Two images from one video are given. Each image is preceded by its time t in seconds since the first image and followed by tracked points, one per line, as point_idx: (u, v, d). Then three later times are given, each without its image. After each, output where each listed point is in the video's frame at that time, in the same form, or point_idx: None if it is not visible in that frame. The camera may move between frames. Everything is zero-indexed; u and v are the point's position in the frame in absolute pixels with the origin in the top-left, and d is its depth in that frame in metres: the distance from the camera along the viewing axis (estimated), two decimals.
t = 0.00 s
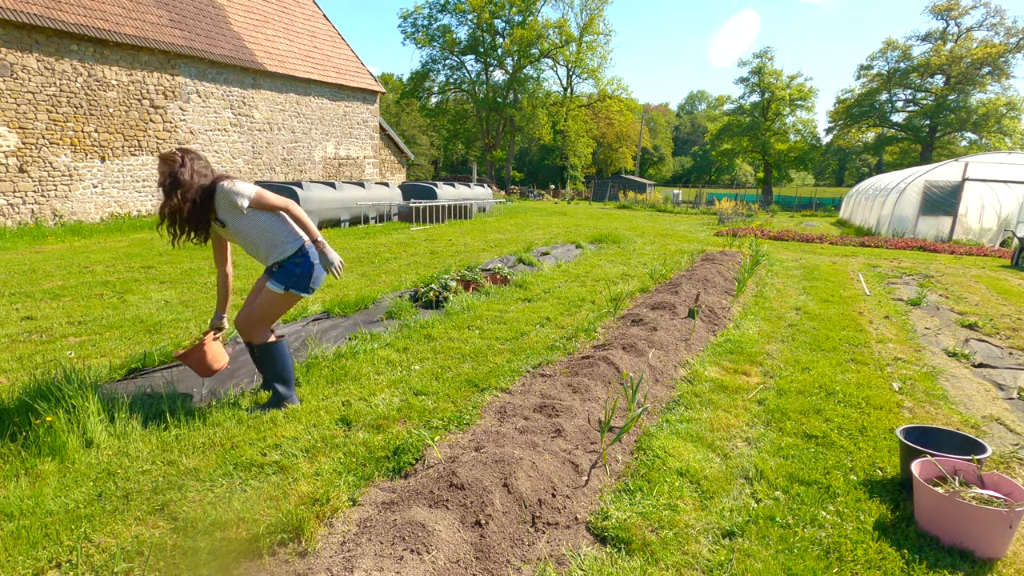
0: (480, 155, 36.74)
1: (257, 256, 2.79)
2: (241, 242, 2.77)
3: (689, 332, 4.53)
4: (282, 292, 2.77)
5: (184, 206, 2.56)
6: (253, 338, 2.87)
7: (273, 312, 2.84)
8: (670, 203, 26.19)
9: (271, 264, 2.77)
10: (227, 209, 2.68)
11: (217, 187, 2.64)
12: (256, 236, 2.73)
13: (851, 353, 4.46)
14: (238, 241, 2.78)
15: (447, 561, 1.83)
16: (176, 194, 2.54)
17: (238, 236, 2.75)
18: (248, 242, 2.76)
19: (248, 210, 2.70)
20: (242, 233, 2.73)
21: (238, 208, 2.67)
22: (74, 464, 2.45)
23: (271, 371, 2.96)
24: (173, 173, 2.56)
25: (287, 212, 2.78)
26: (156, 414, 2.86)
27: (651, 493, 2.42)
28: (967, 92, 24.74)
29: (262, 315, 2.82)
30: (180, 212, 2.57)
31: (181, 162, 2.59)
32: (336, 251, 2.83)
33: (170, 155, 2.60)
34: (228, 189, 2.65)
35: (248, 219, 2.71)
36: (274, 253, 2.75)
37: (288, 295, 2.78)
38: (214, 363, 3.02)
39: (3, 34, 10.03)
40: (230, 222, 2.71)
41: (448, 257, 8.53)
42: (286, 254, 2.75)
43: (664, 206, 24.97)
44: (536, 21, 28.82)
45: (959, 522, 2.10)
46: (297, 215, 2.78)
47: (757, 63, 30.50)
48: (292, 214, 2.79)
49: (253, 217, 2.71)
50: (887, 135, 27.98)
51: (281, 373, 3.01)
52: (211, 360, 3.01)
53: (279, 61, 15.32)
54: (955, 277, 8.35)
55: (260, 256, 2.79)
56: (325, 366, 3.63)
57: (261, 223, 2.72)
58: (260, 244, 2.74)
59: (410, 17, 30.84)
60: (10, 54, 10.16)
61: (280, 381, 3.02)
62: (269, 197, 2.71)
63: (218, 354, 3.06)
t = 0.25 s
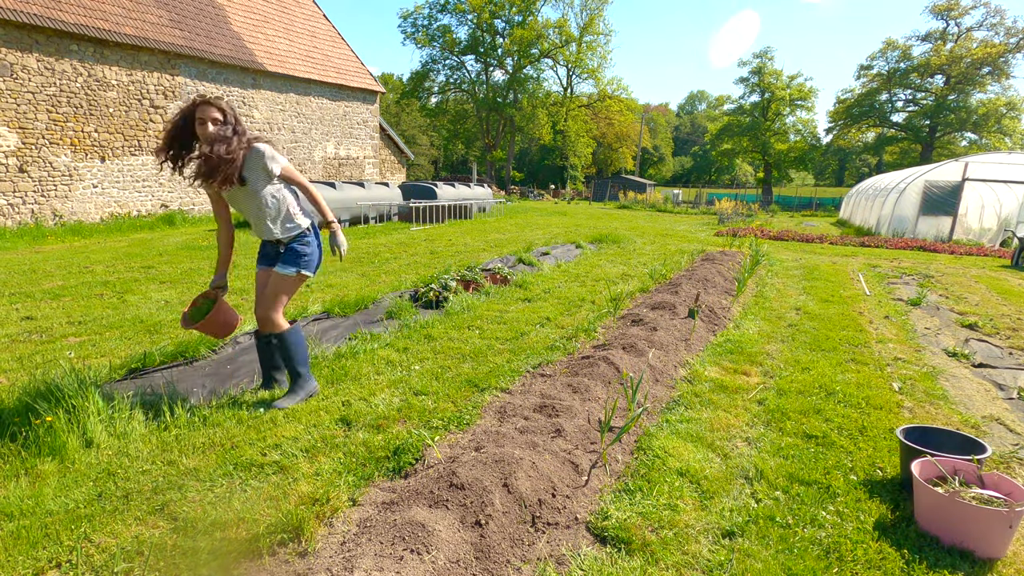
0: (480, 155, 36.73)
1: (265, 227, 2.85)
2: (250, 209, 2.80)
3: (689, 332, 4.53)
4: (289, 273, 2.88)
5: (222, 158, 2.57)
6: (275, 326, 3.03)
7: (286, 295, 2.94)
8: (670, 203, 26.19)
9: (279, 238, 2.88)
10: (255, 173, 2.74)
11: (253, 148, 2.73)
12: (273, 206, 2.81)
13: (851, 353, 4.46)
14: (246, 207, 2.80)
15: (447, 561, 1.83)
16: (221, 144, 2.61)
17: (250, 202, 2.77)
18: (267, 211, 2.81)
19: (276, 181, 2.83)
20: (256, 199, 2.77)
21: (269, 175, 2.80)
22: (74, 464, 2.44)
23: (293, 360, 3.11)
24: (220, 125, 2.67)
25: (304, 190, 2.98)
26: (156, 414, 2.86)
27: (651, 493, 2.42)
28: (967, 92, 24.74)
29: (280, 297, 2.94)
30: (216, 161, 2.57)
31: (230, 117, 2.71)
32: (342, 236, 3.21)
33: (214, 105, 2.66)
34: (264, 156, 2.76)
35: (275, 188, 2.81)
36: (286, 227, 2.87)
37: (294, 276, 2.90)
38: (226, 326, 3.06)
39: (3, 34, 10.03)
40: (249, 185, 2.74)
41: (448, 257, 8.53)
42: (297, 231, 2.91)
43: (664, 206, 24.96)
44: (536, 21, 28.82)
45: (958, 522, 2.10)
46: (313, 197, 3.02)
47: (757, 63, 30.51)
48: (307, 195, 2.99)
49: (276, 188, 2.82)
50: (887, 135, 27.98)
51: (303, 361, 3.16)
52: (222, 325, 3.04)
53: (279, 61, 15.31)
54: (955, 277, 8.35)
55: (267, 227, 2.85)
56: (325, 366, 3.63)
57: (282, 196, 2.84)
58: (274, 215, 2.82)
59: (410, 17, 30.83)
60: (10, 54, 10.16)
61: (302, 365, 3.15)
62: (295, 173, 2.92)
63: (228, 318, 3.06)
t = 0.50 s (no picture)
0: (480, 155, 36.74)
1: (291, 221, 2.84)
2: (278, 202, 2.79)
3: (689, 332, 4.53)
4: (310, 272, 2.88)
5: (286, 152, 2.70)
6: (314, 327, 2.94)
7: (311, 288, 2.86)
8: (670, 203, 26.20)
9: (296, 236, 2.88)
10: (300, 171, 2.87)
11: (298, 147, 2.86)
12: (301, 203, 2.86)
13: (851, 353, 4.46)
14: (273, 201, 2.78)
15: (447, 561, 1.83)
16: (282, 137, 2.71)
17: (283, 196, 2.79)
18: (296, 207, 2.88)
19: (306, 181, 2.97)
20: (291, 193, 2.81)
21: (303, 175, 2.93)
22: (74, 464, 2.44)
23: (325, 357, 3.13)
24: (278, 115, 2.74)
25: (317, 197, 3.09)
26: (157, 414, 2.86)
27: (651, 493, 2.42)
28: (967, 92, 24.74)
29: (307, 293, 2.84)
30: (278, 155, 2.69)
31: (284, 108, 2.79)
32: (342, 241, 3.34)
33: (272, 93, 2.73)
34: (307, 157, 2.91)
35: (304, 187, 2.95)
36: (305, 226, 2.90)
37: (317, 273, 2.92)
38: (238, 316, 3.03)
39: (3, 34, 10.03)
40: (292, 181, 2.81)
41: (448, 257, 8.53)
42: (312, 233, 2.95)
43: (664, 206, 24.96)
44: (536, 21, 28.83)
45: (959, 522, 2.10)
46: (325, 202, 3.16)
47: (757, 63, 30.52)
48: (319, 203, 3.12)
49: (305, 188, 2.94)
50: (887, 135, 27.98)
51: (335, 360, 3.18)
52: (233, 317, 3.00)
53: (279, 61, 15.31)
54: (955, 277, 8.35)
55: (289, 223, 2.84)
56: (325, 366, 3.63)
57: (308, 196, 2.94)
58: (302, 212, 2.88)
59: (410, 17, 30.84)
60: (10, 54, 10.16)
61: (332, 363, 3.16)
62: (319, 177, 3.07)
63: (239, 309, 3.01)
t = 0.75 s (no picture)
0: (480, 155, 36.75)
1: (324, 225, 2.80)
2: (316, 205, 2.75)
3: (689, 332, 4.53)
4: (339, 281, 2.93)
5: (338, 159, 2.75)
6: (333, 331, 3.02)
7: (340, 296, 2.98)
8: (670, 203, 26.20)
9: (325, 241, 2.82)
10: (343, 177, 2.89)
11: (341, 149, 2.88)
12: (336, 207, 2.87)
13: (851, 354, 4.46)
14: (311, 202, 2.74)
15: (447, 562, 1.83)
16: (337, 142, 2.74)
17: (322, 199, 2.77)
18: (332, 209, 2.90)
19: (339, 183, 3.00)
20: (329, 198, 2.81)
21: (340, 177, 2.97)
22: (74, 464, 2.44)
23: (337, 366, 3.11)
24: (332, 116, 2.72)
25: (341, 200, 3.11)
26: (157, 414, 2.86)
27: (650, 493, 2.42)
28: (967, 92, 24.74)
29: (336, 300, 2.97)
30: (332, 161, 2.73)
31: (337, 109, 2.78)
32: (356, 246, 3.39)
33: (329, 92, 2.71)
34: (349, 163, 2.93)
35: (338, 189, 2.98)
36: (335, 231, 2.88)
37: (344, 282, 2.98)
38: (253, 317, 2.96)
39: (3, 34, 10.03)
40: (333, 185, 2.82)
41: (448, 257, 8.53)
42: (338, 239, 2.93)
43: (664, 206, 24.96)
44: (536, 21, 28.84)
45: (959, 522, 2.10)
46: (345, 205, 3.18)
47: (757, 63, 30.52)
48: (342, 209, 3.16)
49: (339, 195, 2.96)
50: (887, 135, 27.99)
51: (345, 370, 3.18)
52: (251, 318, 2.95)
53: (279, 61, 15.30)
54: (955, 277, 8.34)
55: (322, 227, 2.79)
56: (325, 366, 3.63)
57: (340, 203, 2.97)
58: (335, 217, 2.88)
59: (410, 17, 30.85)
60: (10, 54, 10.16)
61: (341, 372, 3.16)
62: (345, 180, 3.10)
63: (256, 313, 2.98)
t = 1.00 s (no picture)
0: (480, 155, 36.75)
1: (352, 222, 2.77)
2: (339, 203, 2.74)
3: (689, 332, 4.53)
4: (352, 284, 2.88)
5: (367, 161, 2.78)
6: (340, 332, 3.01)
7: (350, 300, 2.94)
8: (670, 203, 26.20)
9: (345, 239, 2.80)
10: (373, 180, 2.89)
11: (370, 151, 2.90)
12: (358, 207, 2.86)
13: (851, 353, 4.46)
14: (333, 200, 2.72)
15: (447, 561, 1.83)
16: (367, 145, 2.76)
17: (345, 198, 2.76)
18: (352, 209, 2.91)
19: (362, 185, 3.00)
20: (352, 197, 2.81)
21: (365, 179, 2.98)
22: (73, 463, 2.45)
23: (341, 366, 3.11)
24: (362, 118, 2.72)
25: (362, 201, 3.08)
26: (157, 413, 2.86)
27: (651, 493, 2.41)
28: (967, 92, 24.74)
29: (346, 304, 2.93)
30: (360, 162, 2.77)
31: (370, 111, 2.76)
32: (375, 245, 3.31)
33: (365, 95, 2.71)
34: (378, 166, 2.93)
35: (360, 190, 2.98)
36: (353, 231, 2.86)
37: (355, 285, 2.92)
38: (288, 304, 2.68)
39: (3, 34, 10.03)
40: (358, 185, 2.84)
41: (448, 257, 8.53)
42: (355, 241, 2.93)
43: (664, 206, 24.97)
44: (536, 21, 28.85)
45: (960, 522, 2.10)
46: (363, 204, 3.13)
47: (757, 63, 30.53)
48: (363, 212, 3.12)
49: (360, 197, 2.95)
50: (887, 135, 27.99)
51: (347, 371, 3.18)
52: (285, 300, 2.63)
53: (279, 61, 15.30)
54: (955, 277, 8.35)
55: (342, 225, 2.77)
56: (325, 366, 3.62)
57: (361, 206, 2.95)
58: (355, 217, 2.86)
59: (410, 17, 30.84)
60: (10, 54, 10.16)
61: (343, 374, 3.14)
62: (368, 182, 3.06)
63: (291, 293, 2.63)
